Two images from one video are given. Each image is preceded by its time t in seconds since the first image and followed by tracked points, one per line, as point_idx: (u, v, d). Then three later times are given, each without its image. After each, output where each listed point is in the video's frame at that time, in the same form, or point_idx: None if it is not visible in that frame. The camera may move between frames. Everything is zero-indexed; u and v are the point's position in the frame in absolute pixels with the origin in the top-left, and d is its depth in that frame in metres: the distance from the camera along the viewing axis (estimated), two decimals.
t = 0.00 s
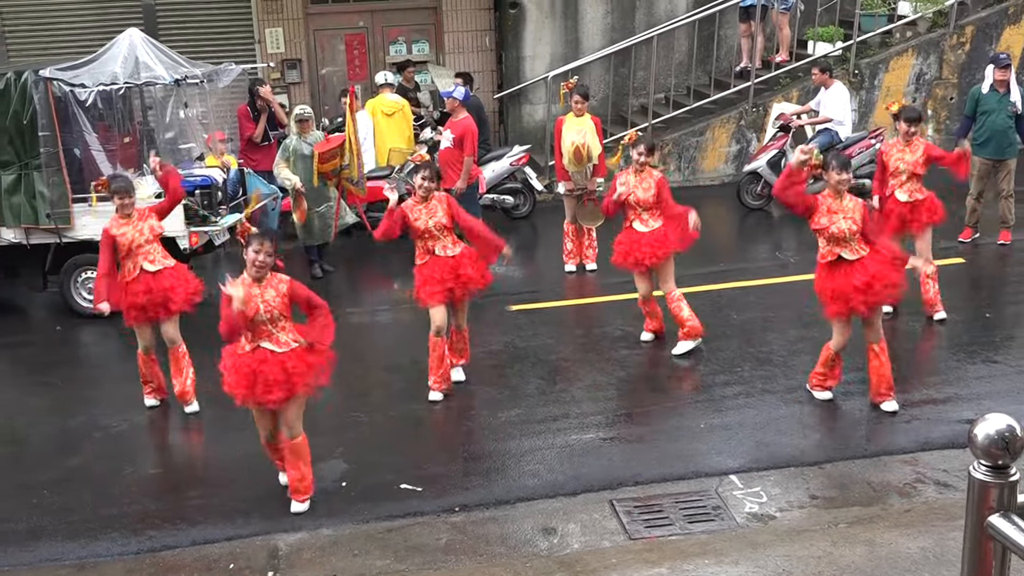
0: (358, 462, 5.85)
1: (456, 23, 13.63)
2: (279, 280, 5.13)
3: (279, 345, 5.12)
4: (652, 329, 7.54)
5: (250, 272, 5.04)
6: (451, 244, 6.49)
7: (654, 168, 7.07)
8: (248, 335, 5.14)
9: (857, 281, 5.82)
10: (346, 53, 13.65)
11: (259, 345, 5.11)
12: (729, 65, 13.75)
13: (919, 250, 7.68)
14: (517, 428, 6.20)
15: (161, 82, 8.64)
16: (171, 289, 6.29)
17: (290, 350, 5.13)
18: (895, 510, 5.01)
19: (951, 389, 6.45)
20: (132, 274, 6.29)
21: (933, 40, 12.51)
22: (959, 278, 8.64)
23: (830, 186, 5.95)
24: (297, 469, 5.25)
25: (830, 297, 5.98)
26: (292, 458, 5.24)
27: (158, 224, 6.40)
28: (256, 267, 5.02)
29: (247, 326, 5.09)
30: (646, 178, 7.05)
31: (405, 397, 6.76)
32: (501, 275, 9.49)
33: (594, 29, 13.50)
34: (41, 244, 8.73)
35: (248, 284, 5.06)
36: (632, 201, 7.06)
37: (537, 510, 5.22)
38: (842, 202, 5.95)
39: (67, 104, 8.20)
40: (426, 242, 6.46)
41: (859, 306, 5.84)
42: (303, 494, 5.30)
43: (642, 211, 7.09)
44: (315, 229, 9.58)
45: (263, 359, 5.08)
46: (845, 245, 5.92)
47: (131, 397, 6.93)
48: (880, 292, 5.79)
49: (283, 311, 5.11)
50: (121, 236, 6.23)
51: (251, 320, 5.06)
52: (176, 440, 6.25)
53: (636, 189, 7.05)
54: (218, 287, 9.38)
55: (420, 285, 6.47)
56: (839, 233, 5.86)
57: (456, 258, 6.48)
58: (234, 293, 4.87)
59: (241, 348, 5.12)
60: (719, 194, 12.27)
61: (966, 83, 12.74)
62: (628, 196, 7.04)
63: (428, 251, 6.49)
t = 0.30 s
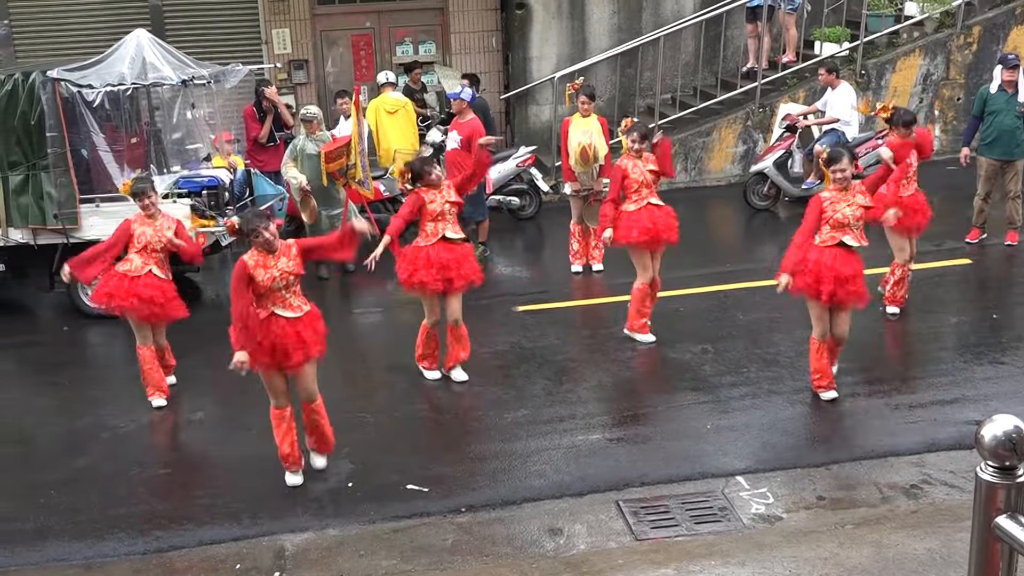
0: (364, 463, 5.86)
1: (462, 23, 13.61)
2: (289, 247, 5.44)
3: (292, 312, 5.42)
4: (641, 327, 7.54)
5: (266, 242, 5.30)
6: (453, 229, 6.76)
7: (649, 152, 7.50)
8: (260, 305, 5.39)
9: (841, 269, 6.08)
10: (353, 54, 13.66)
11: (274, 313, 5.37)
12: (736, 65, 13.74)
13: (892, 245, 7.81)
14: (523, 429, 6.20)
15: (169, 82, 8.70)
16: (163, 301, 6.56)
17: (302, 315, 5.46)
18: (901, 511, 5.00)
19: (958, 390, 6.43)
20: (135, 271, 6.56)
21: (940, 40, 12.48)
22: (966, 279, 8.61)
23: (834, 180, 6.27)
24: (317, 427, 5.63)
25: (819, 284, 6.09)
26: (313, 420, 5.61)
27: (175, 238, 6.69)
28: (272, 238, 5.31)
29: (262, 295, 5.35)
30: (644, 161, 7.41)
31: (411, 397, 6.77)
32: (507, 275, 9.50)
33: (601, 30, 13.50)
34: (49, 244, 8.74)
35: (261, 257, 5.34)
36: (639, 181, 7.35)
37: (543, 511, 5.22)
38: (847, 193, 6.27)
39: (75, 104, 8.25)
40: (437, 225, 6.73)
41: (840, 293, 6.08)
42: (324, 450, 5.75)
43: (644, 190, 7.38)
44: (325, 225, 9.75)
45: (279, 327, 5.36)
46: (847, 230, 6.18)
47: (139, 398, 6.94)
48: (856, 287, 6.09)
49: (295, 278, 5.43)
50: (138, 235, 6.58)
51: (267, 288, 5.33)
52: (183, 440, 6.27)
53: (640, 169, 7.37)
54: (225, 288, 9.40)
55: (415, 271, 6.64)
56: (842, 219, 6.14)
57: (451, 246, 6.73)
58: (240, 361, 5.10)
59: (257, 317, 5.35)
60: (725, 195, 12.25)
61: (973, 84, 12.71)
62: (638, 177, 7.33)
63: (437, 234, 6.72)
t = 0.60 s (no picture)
0: (363, 465, 5.86)
1: (461, 25, 13.62)
2: (291, 262, 5.55)
3: (286, 322, 5.57)
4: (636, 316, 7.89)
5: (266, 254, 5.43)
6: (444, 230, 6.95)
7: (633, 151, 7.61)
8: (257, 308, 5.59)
9: (839, 258, 6.46)
10: (352, 56, 13.67)
11: (267, 320, 5.55)
12: (734, 67, 13.75)
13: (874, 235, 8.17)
14: (522, 431, 6.21)
15: (168, 84, 8.77)
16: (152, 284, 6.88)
17: (295, 327, 5.59)
18: (900, 512, 5.00)
19: (956, 391, 6.44)
20: (121, 263, 6.95)
21: (939, 42, 12.49)
22: (965, 281, 8.62)
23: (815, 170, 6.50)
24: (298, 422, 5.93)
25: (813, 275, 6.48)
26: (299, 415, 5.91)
27: (151, 219, 6.89)
28: (271, 252, 5.43)
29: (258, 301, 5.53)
30: (627, 160, 7.56)
31: (410, 399, 6.77)
32: (505, 277, 9.50)
33: (600, 32, 13.51)
34: (47, 246, 8.73)
35: (260, 266, 5.50)
36: (613, 179, 7.56)
37: (542, 513, 5.22)
38: (825, 183, 6.53)
39: (74, 107, 8.22)
40: (425, 224, 6.88)
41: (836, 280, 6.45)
42: (308, 437, 6.01)
43: (626, 191, 7.57)
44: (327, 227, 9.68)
45: (269, 334, 5.53)
46: (829, 222, 6.53)
47: (137, 400, 6.94)
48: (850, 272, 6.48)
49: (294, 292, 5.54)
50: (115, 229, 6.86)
51: (261, 296, 5.50)
52: (181, 442, 6.27)
53: (616, 168, 7.54)
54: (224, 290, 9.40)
55: (403, 264, 6.85)
56: (823, 212, 6.46)
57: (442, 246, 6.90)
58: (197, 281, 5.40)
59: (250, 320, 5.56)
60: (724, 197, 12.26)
61: (971, 85, 12.72)
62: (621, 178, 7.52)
63: (427, 234, 6.88)
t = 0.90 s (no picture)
0: (360, 466, 5.86)
1: (459, 27, 13.67)
2: (274, 250, 5.72)
3: (269, 309, 5.75)
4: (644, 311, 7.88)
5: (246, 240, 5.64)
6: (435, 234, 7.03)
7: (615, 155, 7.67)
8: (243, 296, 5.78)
9: (826, 253, 6.46)
10: (349, 57, 13.66)
11: (251, 307, 5.74)
12: (732, 69, 13.77)
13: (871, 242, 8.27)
14: (519, 432, 6.20)
15: (165, 86, 8.72)
16: (159, 277, 6.98)
17: (278, 314, 5.75)
18: (897, 513, 5.00)
19: (953, 392, 6.45)
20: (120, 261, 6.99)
21: (936, 44, 12.51)
22: (962, 282, 8.63)
23: (791, 174, 6.61)
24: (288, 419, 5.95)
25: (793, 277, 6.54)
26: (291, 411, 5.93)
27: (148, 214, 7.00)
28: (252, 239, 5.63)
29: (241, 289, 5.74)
30: (609, 167, 7.64)
31: (407, 400, 6.77)
32: (503, 279, 9.50)
33: (597, 33, 13.51)
34: (45, 248, 8.72)
35: (245, 252, 5.70)
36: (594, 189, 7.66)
37: (539, 514, 5.22)
38: (801, 187, 6.60)
39: (71, 108, 8.26)
40: (416, 227, 6.99)
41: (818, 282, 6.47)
42: (304, 439, 6.00)
43: (608, 198, 7.67)
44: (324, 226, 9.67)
45: (252, 321, 5.72)
46: (807, 224, 6.59)
47: (135, 402, 6.94)
48: (844, 260, 6.50)
49: (275, 278, 5.71)
50: (114, 229, 6.89)
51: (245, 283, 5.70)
52: (178, 444, 6.26)
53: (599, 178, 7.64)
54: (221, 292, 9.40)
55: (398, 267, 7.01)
56: (802, 216, 6.54)
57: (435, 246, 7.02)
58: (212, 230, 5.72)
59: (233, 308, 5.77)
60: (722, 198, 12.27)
61: (968, 87, 12.74)
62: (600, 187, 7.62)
63: (416, 238, 7.01)
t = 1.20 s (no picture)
0: (363, 468, 5.86)
1: (461, 29, 13.67)
2: (265, 238, 5.99)
3: (264, 295, 5.98)
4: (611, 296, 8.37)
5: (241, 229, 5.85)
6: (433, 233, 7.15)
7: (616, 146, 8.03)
8: (234, 288, 5.95)
9: (803, 244, 6.84)
10: (351, 59, 13.68)
11: (247, 296, 5.95)
12: (733, 71, 13.78)
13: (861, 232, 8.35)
14: (521, 434, 6.21)
15: (167, 88, 8.67)
16: (146, 287, 7.09)
17: (273, 299, 6.00)
18: (899, 516, 5.00)
19: (955, 395, 6.44)
20: (124, 262, 7.11)
21: (937, 46, 12.51)
22: (964, 284, 8.63)
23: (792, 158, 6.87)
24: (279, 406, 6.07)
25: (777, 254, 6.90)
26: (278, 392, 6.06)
27: (160, 227, 7.21)
28: (248, 229, 5.85)
29: (237, 279, 5.92)
30: (614, 155, 7.98)
31: (409, 402, 6.78)
32: (504, 281, 9.50)
33: (599, 35, 13.52)
34: (47, 250, 8.73)
35: (236, 243, 5.89)
36: (608, 176, 7.92)
37: (541, 517, 5.22)
38: (805, 171, 6.91)
39: (73, 110, 8.27)
40: (415, 231, 7.09)
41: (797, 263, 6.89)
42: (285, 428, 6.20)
43: (614, 184, 7.95)
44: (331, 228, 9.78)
45: (251, 308, 5.94)
46: (804, 209, 6.92)
47: (137, 404, 6.94)
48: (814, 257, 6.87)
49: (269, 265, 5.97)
50: (127, 227, 7.07)
51: (239, 273, 5.88)
52: (182, 445, 6.28)
53: (611, 164, 7.92)
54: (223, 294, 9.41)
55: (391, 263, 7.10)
56: (802, 200, 6.84)
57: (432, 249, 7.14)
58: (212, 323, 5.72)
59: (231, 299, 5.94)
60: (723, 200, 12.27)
61: (970, 89, 12.73)
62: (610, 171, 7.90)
63: (416, 239, 7.11)
